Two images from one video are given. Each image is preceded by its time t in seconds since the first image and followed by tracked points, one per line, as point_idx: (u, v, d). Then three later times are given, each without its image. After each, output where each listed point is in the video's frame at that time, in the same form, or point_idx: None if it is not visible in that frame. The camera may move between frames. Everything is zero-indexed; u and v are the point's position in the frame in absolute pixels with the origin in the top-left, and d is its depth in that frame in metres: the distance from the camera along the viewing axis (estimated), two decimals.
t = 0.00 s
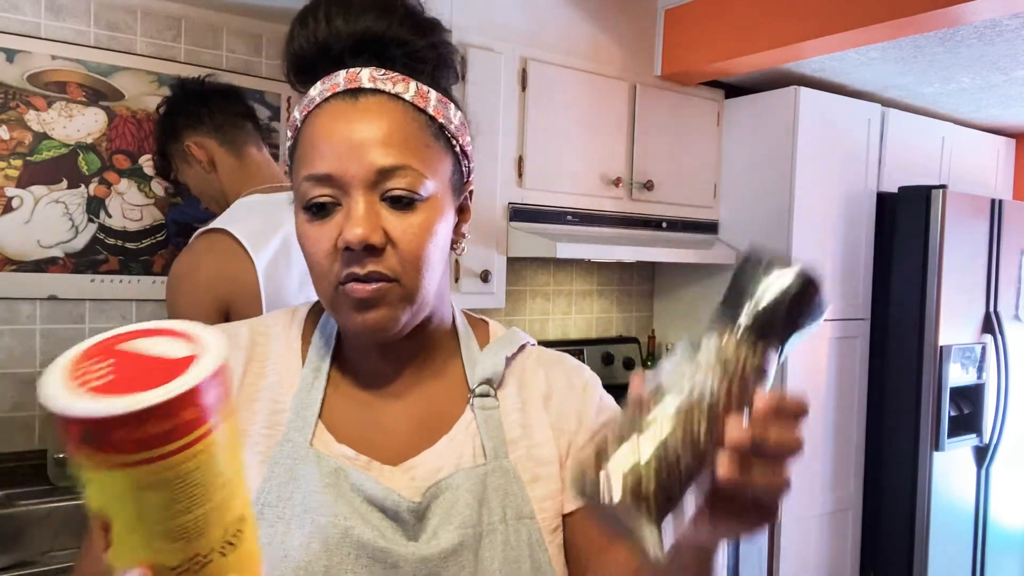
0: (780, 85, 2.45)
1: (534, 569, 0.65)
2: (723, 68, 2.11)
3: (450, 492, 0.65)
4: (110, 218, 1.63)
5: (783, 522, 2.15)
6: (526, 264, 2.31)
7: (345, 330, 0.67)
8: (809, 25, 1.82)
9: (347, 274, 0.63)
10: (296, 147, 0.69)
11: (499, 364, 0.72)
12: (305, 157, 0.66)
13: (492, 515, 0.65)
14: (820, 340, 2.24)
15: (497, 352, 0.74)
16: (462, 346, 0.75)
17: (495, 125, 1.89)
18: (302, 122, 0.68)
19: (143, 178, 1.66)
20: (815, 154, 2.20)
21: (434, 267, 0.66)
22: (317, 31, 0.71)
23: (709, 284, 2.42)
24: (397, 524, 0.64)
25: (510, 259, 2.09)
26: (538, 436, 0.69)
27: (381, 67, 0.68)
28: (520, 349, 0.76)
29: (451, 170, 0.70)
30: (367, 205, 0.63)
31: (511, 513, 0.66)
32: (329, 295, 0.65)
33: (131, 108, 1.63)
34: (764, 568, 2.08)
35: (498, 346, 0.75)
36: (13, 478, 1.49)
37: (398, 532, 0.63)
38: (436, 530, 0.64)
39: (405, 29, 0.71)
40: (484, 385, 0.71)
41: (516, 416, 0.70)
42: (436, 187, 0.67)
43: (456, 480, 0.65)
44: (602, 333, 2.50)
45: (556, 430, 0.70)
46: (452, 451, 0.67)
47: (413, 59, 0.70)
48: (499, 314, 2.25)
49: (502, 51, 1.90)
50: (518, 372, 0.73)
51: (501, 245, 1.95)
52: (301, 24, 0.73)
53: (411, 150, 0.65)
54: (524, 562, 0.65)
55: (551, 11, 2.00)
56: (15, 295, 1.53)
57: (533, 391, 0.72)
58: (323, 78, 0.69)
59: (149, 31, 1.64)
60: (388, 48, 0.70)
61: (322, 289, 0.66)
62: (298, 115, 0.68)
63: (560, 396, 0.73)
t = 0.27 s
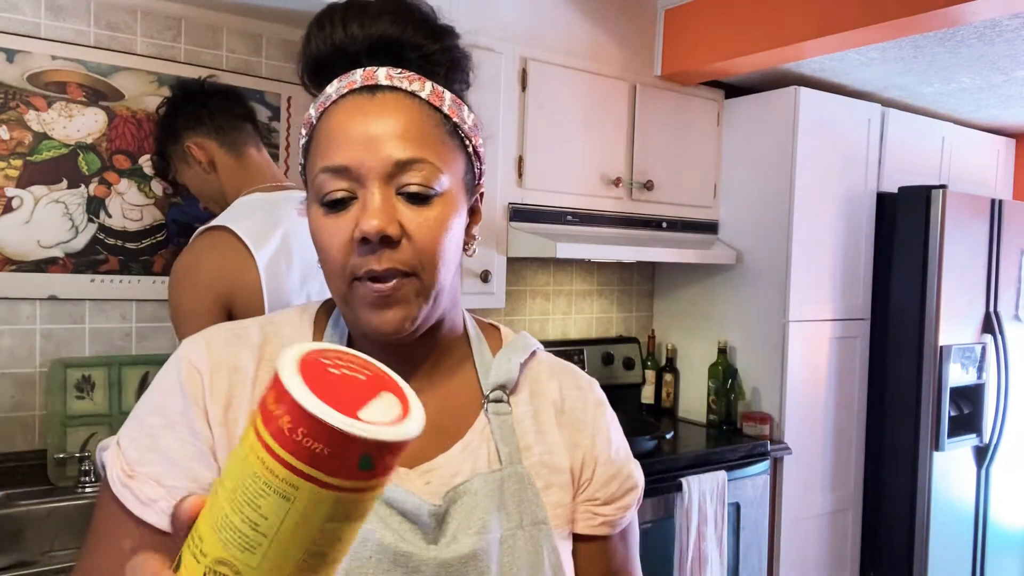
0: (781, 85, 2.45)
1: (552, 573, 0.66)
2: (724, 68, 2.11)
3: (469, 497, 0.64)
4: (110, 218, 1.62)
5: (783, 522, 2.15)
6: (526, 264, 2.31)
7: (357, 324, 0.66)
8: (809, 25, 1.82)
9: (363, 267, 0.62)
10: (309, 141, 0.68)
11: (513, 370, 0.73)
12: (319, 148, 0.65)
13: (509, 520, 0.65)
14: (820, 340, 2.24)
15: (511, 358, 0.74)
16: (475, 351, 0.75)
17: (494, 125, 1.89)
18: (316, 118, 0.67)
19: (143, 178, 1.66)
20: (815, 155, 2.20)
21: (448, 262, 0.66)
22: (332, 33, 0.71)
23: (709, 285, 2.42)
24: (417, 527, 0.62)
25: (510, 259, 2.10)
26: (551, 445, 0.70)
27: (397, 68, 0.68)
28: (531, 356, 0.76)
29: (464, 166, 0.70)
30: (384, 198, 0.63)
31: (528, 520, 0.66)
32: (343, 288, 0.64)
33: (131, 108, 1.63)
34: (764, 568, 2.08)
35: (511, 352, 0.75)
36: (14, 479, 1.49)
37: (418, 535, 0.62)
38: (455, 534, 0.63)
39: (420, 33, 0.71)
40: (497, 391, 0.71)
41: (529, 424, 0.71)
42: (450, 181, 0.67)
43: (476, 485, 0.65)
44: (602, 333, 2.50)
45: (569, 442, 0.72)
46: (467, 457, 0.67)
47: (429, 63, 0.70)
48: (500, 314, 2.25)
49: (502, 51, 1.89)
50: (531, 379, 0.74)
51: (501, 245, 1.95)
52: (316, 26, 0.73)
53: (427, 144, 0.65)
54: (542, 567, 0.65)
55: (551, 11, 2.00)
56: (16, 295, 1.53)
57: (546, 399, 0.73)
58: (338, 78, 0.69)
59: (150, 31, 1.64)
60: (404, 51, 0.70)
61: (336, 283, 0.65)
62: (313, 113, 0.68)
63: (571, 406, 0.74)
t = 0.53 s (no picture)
0: (781, 85, 2.45)
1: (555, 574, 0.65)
2: (724, 68, 2.11)
3: (472, 498, 0.64)
4: (110, 218, 1.62)
5: (783, 522, 2.15)
6: (526, 264, 2.31)
7: (356, 323, 0.66)
8: (809, 25, 1.82)
9: (362, 266, 0.62)
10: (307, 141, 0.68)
11: (514, 371, 0.72)
12: (317, 148, 0.65)
13: (512, 522, 0.65)
14: (820, 339, 2.24)
15: (511, 358, 0.73)
16: (475, 353, 0.75)
17: (494, 125, 1.89)
18: (313, 118, 0.67)
19: (143, 178, 1.66)
20: (815, 155, 2.20)
21: (446, 260, 0.66)
22: (327, 34, 0.71)
23: (709, 285, 2.43)
24: (421, 529, 0.62)
25: (510, 259, 2.10)
26: (552, 446, 0.70)
27: (392, 66, 0.68)
28: (531, 356, 0.76)
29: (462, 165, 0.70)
30: (382, 196, 0.63)
31: (530, 521, 0.65)
32: (342, 287, 0.64)
33: (131, 108, 1.63)
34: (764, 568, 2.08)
35: (510, 352, 0.75)
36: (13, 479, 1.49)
37: (421, 536, 0.61)
38: (459, 536, 0.62)
39: (415, 32, 0.71)
40: (497, 392, 0.71)
41: (530, 425, 0.70)
42: (449, 180, 0.67)
43: (479, 486, 0.65)
44: (602, 333, 2.50)
45: (568, 443, 0.72)
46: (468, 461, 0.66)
47: (424, 61, 0.70)
48: (499, 314, 2.25)
49: (502, 51, 1.89)
50: (531, 379, 0.74)
51: (501, 245, 1.95)
52: (312, 29, 0.73)
53: (425, 143, 0.65)
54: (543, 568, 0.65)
55: (551, 11, 2.00)
56: (16, 295, 1.53)
57: (546, 400, 0.73)
58: (333, 78, 0.69)
59: (149, 31, 1.64)
60: (400, 50, 0.70)
61: (335, 282, 0.65)
62: (310, 113, 0.68)
63: (571, 407, 0.74)
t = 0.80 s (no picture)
0: (780, 85, 2.45)
1: (552, 574, 0.66)
2: (724, 68, 2.11)
3: (471, 500, 0.63)
4: (110, 218, 1.62)
5: (783, 522, 2.15)
6: (526, 263, 2.31)
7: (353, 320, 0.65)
8: (809, 25, 1.82)
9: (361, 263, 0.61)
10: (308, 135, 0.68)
11: (509, 370, 0.71)
12: (319, 141, 0.64)
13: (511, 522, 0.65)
14: (820, 339, 2.24)
15: (507, 357, 0.73)
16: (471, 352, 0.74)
17: (494, 125, 1.89)
18: (315, 114, 0.67)
19: (143, 178, 1.66)
20: (815, 155, 2.20)
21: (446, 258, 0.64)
22: (329, 35, 0.71)
23: (709, 284, 2.43)
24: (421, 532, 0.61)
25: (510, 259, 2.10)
26: (548, 446, 0.70)
27: (392, 66, 0.68)
28: (524, 356, 0.76)
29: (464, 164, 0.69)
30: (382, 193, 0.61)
31: (528, 521, 0.65)
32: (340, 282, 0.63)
33: (131, 108, 1.63)
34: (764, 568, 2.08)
35: (505, 351, 0.75)
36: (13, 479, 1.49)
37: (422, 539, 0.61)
38: (460, 538, 0.62)
39: (416, 34, 0.71)
40: (494, 391, 0.70)
41: (526, 424, 0.70)
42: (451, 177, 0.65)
43: (478, 488, 0.63)
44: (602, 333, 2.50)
45: (564, 443, 0.72)
46: (466, 461, 0.65)
47: (424, 63, 0.70)
48: (499, 314, 2.25)
49: (502, 51, 1.90)
50: (525, 378, 0.74)
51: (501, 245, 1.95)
52: (314, 32, 0.73)
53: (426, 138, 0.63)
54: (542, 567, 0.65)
55: (551, 11, 2.00)
56: (15, 295, 1.53)
57: (541, 399, 0.73)
58: (333, 77, 0.69)
59: (150, 31, 1.64)
60: (400, 51, 0.70)
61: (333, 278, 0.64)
62: (311, 110, 0.68)
63: (565, 407, 0.74)
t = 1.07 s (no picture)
0: (780, 85, 2.45)
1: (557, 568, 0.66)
2: (724, 68, 2.11)
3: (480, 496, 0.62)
4: (110, 218, 1.62)
5: (783, 522, 2.15)
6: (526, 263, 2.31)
7: (352, 320, 0.65)
8: (810, 25, 1.82)
9: (359, 261, 0.61)
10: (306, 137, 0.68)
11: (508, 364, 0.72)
12: (317, 143, 0.65)
13: (517, 518, 0.65)
14: (820, 340, 2.24)
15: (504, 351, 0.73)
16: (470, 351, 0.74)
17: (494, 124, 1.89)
18: (312, 115, 0.67)
19: (143, 178, 1.66)
20: (815, 154, 2.20)
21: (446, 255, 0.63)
22: (323, 34, 0.71)
23: (709, 284, 2.43)
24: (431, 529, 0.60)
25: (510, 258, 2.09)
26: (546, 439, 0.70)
27: (387, 65, 0.67)
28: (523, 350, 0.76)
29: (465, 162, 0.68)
30: (379, 191, 0.61)
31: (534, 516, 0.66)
32: (338, 281, 0.63)
33: (131, 108, 1.63)
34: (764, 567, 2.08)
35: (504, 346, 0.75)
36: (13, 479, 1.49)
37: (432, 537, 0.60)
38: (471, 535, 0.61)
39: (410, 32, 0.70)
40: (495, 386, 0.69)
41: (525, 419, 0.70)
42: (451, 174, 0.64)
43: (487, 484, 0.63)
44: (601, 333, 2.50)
45: (563, 438, 0.72)
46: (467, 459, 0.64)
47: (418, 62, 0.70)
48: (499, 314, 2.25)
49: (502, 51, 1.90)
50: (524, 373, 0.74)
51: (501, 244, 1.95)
52: (308, 29, 0.73)
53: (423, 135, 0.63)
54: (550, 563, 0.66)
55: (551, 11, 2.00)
56: (16, 296, 1.53)
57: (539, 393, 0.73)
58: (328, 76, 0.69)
59: (149, 31, 1.64)
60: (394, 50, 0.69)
61: (331, 279, 0.64)
62: (306, 110, 0.68)
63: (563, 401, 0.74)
